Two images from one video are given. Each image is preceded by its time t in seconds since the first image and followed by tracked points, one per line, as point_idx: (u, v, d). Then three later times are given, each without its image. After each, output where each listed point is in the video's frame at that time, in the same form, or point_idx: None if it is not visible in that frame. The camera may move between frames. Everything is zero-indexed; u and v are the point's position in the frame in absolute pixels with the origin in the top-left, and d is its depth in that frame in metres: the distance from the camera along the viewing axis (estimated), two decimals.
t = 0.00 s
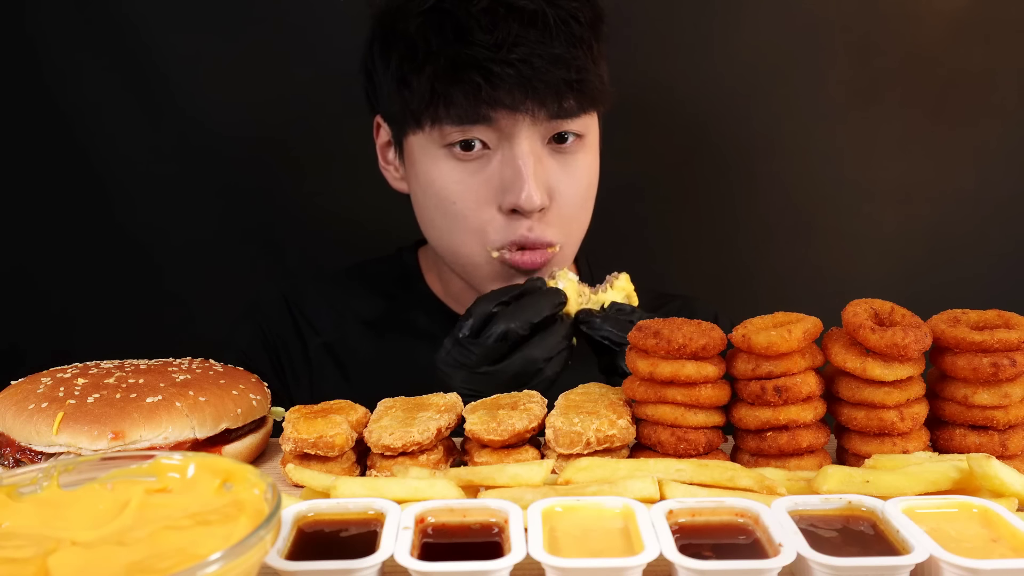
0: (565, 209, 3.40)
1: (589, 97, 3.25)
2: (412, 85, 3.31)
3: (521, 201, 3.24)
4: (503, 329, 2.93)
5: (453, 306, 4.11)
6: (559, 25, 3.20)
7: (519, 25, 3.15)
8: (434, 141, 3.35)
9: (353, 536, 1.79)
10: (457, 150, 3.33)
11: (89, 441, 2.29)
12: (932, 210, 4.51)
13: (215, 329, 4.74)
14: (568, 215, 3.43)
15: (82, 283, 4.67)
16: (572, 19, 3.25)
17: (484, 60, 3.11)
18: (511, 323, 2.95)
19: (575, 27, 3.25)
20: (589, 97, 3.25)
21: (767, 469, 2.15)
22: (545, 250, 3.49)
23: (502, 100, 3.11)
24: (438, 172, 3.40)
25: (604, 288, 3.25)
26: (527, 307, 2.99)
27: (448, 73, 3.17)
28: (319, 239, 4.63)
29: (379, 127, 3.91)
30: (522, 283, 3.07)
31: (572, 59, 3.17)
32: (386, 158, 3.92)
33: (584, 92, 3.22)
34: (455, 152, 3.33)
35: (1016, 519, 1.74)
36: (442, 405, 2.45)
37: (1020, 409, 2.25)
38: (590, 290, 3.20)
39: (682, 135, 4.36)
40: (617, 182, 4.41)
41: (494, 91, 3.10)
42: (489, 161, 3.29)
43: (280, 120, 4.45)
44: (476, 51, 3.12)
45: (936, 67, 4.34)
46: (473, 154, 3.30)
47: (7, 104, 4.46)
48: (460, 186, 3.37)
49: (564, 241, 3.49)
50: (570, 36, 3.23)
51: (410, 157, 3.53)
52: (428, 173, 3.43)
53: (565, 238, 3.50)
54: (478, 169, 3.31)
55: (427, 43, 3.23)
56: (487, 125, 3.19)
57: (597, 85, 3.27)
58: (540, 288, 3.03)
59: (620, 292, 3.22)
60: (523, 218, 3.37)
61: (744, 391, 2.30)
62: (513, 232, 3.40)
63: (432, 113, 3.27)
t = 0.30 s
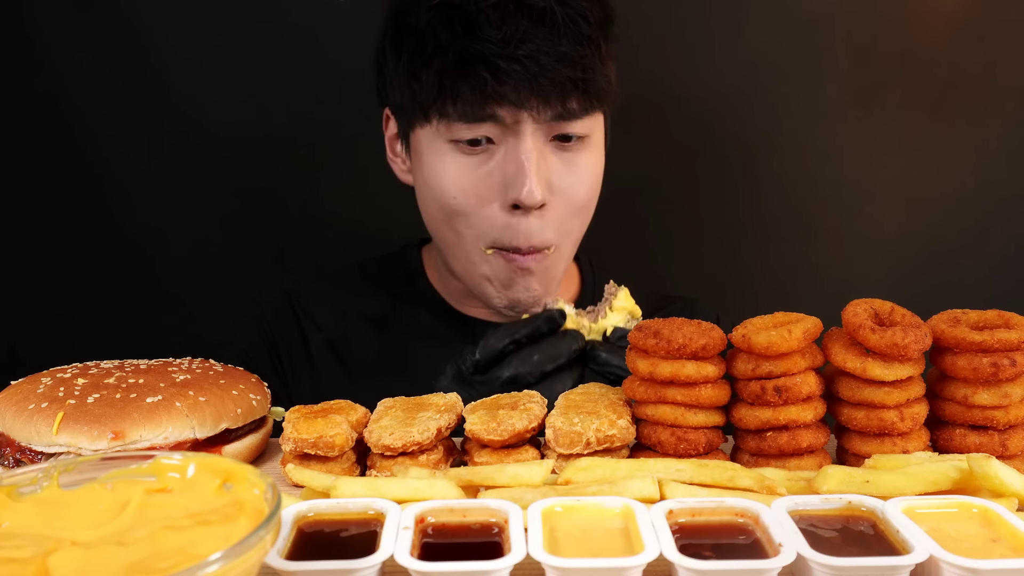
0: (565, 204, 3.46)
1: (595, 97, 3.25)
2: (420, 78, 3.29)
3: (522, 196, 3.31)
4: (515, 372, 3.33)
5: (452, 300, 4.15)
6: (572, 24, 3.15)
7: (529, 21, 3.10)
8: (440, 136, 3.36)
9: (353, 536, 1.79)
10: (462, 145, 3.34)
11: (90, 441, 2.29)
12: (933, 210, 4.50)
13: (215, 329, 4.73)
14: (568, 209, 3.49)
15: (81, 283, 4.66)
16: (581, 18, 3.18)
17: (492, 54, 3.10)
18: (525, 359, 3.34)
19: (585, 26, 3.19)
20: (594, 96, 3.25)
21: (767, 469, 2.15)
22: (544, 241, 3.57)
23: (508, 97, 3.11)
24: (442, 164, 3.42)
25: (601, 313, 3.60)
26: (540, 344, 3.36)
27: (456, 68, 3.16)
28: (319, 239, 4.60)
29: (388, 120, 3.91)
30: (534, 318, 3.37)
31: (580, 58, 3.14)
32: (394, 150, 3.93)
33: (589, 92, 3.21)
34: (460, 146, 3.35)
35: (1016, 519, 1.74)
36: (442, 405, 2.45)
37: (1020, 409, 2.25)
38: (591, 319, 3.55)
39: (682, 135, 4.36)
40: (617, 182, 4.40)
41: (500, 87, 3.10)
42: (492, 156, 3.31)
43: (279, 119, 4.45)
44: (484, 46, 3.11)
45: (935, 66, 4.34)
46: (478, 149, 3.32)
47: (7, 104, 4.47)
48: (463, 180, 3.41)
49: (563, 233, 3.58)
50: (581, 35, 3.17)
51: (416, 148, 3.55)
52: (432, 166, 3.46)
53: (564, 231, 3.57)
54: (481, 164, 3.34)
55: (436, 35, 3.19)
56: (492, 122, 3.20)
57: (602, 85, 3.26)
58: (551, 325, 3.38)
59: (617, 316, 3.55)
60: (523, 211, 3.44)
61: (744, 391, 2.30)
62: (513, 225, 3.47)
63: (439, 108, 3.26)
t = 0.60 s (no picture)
0: (559, 203, 3.43)
1: (590, 95, 3.25)
2: (418, 74, 3.30)
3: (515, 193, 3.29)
4: (511, 382, 3.03)
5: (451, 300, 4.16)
6: (571, 25, 3.16)
7: (526, 20, 3.10)
8: (436, 131, 3.36)
9: (353, 536, 1.79)
10: (456, 140, 3.34)
11: (90, 441, 2.30)
12: (934, 210, 4.49)
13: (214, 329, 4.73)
14: (562, 209, 3.46)
15: (81, 283, 4.66)
16: (579, 18, 3.20)
17: (489, 52, 3.08)
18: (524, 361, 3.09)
19: (584, 27, 3.20)
20: (590, 95, 3.25)
21: (767, 469, 2.15)
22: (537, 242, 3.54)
23: (503, 94, 3.10)
24: (437, 161, 3.41)
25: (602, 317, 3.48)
26: (538, 351, 3.10)
27: (451, 65, 3.16)
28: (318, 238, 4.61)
29: (389, 115, 3.90)
30: (533, 328, 3.17)
31: (577, 58, 3.16)
32: (394, 145, 3.93)
33: (585, 91, 3.22)
34: (455, 143, 3.34)
35: (1016, 519, 1.74)
36: (442, 405, 2.45)
37: (1020, 409, 2.25)
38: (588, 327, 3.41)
39: (680, 134, 4.35)
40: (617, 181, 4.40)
41: (495, 84, 3.09)
42: (487, 153, 3.30)
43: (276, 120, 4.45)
44: (480, 43, 3.10)
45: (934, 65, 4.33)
46: (473, 146, 3.31)
47: (7, 104, 4.47)
48: (458, 177, 3.38)
49: (556, 232, 3.52)
50: (580, 35, 3.18)
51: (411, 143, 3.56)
52: (427, 161, 3.45)
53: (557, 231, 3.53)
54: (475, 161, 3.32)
55: (433, 31, 3.20)
56: (486, 118, 3.19)
57: (597, 84, 3.26)
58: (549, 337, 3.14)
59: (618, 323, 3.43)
60: (516, 209, 3.41)
61: (744, 391, 2.30)
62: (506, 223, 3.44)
63: (435, 104, 3.26)
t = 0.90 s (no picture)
0: (553, 197, 3.48)
1: (586, 91, 3.25)
2: (413, 67, 3.33)
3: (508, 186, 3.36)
4: (498, 372, 3.15)
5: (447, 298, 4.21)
6: (569, 21, 3.14)
7: (521, 15, 3.09)
8: (430, 125, 3.39)
9: (353, 536, 1.79)
10: (451, 134, 3.37)
11: (89, 441, 2.30)
12: (935, 208, 4.49)
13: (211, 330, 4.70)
14: (556, 204, 3.50)
15: (79, 283, 4.65)
16: (576, 14, 3.17)
17: (481, 47, 3.12)
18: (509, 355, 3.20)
19: (580, 24, 3.18)
20: (586, 91, 3.25)
21: (767, 469, 2.15)
22: (531, 236, 3.61)
23: (496, 88, 3.15)
24: (433, 155, 3.45)
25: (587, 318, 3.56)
26: (525, 343, 3.23)
27: (445, 59, 3.19)
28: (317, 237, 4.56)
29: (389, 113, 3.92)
30: (520, 322, 3.29)
31: (571, 52, 3.13)
32: (394, 144, 3.93)
33: (580, 86, 3.21)
34: (450, 137, 3.38)
35: (1016, 519, 1.74)
36: (442, 405, 2.45)
37: (1020, 409, 2.25)
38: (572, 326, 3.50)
39: (683, 134, 4.35)
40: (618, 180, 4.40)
41: (489, 77, 3.14)
42: (481, 147, 3.35)
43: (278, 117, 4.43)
44: (475, 37, 3.12)
45: (935, 64, 4.33)
46: (467, 140, 3.36)
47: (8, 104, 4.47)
48: (453, 171, 3.44)
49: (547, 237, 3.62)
50: (578, 32, 3.16)
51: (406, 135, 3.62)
52: (421, 154, 3.49)
53: (550, 224, 3.57)
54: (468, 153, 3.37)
55: (429, 26, 3.22)
56: (480, 111, 3.24)
57: (592, 80, 3.25)
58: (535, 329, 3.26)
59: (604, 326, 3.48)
60: (509, 202, 3.47)
61: (744, 391, 2.30)
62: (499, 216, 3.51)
63: (430, 98, 3.30)
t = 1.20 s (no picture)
0: (557, 186, 3.72)
1: (592, 88, 3.63)
2: (426, 61, 3.68)
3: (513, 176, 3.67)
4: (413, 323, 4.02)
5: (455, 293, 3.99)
6: (582, 19, 3.55)
7: (533, 11, 3.50)
8: (440, 116, 3.67)
9: (353, 536, 1.79)
10: (460, 125, 3.65)
11: (90, 441, 2.30)
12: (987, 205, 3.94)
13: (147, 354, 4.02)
14: (561, 189, 3.73)
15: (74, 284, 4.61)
16: (587, 12, 3.57)
17: (491, 39, 3.55)
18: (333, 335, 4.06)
19: (591, 22, 3.59)
20: (592, 86, 3.63)
21: (767, 469, 2.15)
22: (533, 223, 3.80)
23: (504, 78, 3.56)
24: (444, 141, 3.69)
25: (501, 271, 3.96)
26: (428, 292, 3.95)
27: (456, 51, 3.60)
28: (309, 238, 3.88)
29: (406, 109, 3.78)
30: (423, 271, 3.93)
31: (580, 49, 3.56)
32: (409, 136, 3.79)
33: (587, 82, 3.61)
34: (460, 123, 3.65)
35: (1016, 519, 1.74)
36: (442, 405, 2.45)
37: (1020, 409, 2.25)
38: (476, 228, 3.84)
39: (702, 120, 3.79)
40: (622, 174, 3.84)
41: (496, 68, 3.56)
42: (490, 134, 3.64)
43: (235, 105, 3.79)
44: (487, 31, 3.55)
45: (987, 45, 3.85)
46: (477, 129, 3.64)
47: None
48: (462, 157, 3.68)
49: (545, 228, 3.82)
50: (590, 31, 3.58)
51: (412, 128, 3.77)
52: (429, 144, 3.73)
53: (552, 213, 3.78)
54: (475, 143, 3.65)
55: (443, 18, 3.62)
56: (488, 103, 3.60)
57: (603, 77, 3.65)
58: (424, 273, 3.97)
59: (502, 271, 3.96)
60: (512, 189, 3.72)
61: (744, 391, 2.30)
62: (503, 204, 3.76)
63: (441, 87, 3.65)
